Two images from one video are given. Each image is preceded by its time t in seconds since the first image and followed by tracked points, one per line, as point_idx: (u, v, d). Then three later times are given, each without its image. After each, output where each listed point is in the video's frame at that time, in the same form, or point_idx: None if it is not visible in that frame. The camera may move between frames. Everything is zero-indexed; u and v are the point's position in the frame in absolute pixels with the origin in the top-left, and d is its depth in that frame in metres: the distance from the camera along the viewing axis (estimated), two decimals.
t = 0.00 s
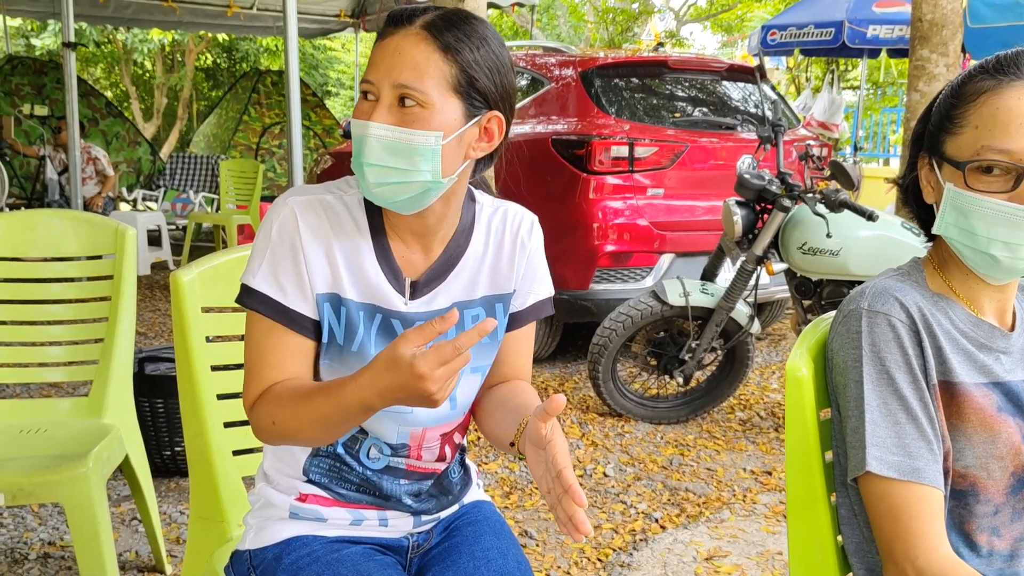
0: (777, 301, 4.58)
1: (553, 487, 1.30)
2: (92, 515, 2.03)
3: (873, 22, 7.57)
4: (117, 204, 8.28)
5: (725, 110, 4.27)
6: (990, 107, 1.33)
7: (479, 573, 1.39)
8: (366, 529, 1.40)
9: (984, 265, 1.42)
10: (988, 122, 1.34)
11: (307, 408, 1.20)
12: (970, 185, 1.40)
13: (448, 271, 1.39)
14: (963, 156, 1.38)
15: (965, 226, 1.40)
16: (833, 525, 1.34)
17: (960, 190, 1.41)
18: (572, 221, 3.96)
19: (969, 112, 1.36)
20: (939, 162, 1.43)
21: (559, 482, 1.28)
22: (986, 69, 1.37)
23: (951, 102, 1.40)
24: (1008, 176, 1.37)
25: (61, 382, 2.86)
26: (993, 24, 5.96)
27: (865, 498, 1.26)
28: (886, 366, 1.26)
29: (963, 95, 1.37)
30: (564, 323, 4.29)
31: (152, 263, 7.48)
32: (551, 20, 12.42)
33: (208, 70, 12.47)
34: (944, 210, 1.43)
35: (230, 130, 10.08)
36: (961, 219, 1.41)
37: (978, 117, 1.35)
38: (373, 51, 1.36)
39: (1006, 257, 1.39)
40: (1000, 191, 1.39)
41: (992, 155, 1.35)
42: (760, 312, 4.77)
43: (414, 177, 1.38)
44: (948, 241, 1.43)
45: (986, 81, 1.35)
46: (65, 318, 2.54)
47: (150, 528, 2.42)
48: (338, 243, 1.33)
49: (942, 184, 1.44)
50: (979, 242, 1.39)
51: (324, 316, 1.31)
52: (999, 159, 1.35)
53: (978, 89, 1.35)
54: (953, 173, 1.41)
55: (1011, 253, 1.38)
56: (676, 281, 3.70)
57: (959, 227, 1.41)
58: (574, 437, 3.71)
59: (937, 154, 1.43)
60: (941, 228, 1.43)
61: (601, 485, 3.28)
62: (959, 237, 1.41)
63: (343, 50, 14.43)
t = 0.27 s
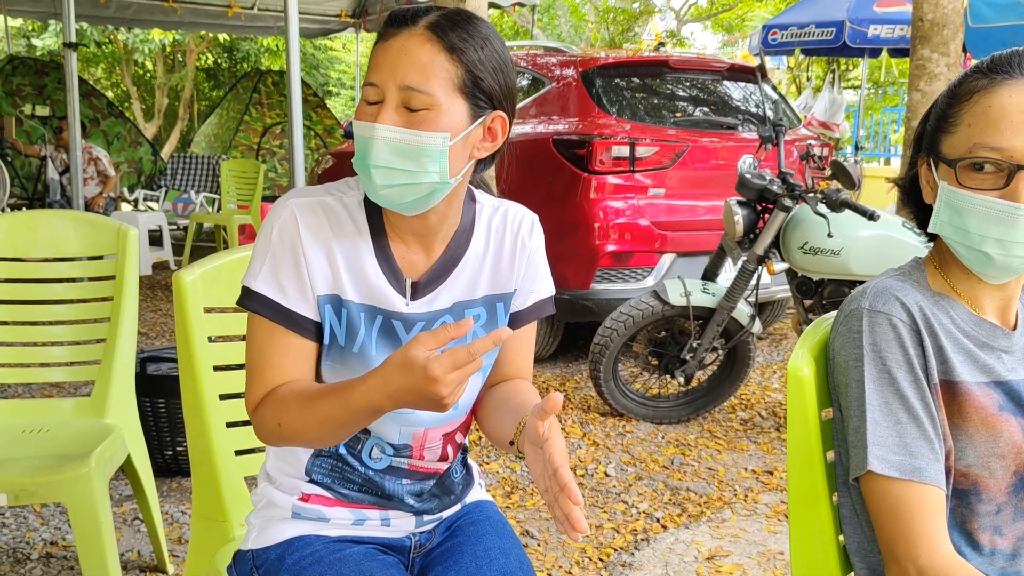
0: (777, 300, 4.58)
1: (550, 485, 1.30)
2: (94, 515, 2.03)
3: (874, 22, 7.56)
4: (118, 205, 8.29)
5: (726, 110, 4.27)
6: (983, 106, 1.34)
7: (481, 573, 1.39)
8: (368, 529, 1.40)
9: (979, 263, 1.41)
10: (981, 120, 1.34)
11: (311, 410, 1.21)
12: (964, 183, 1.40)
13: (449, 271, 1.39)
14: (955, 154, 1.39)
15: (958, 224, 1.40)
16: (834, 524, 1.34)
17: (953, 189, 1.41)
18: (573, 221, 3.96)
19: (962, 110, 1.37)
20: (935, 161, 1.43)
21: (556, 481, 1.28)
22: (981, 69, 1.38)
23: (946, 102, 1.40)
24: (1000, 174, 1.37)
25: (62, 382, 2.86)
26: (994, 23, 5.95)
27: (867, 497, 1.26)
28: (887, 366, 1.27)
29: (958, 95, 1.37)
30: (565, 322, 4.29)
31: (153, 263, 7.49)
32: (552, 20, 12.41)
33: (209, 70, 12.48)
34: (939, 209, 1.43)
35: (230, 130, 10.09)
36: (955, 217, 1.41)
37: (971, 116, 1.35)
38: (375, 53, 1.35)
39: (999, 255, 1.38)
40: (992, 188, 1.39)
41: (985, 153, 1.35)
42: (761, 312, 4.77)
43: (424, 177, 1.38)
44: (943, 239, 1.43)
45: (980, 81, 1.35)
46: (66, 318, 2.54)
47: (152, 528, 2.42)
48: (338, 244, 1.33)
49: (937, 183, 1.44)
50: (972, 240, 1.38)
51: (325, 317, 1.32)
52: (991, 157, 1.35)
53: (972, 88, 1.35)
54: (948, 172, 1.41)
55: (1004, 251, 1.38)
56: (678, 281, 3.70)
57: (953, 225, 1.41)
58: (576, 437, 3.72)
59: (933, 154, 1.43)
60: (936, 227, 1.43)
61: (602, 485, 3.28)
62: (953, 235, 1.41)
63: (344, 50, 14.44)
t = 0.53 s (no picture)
0: (778, 299, 4.58)
1: (548, 474, 1.30)
2: (94, 514, 2.03)
3: (876, 20, 7.55)
4: (119, 204, 8.29)
5: (727, 108, 4.26)
6: (985, 103, 1.33)
7: (482, 572, 1.38)
8: (370, 528, 1.40)
9: (982, 261, 1.41)
10: (983, 118, 1.33)
11: (319, 412, 1.21)
12: (968, 181, 1.39)
13: (448, 269, 1.39)
14: (958, 152, 1.38)
15: (961, 221, 1.40)
16: (837, 524, 1.34)
17: (956, 186, 1.41)
18: (574, 220, 3.95)
19: (965, 108, 1.36)
20: (938, 159, 1.43)
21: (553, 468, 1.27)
22: (983, 67, 1.37)
23: (949, 100, 1.39)
24: (1004, 171, 1.37)
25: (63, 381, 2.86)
26: (996, 22, 5.94)
27: (870, 496, 1.25)
28: (890, 364, 1.26)
29: (961, 94, 1.37)
30: (566, 321, 4.29)
31: (154, 263, 7.48)
32: (553, 19, 12.39)
33: (209, 69, 12.47)
34: (942, 206, 1.43)
35: (231, 129, 10.08)
36: (958, 214, 1.40)
37: (973, 113, 1.35)
38: (393, 52, 1.32)
39: (1002, 252, 1.38)
40: (995, 186, 1.38)
41: (988, 150, 1.35)
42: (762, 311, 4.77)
43: (458, 178, 1.41)
44: (946, 237, 1.42)
45: (982, 78, 1.35)
46: (66, 317, 2.53)
47: (152, 527, 2.42)
48: (337, 244, 1.33)
49: (940, 180, 1.44)
50: (975, 237, 1.38)
51: (323, 317, 1.31)
52: (994, 154, 1.35)
53: (974, 86, 1.35)
54: (952, 170, 1.41)
55: (1007, 248, 1.37)
56: (679, 279, 3.69)
57: (956, 223, 1.40)
58: (577, 436, 3.71)
59: (937, 152, 1.43)
60: (939, 224, 1.43)
61: (603, 484, 3.27)
62: (956, 233, 1.40)
63: (345, 50, 14.43)
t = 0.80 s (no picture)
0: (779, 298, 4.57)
1: (549, 475, 1.29)
2: (95, 512, 2.03)
3: (876, 19, 7.54)
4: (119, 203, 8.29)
5: (728, 107, 4.26)
6: (989, 99, 1.33)
7: (483, 569, 1.38)
8: (371, 526, 1.40)
9: (986, 257, 1.40)
10: (987, 114, 1.33)
11: (330, 413, 1.23)
12: (971, 177, 1.39)
13: (449, 267, 1.38)
14: (962, 148, 1.38)
15: (965, 218, 1.39)
16: (838, 522, 1.34)
17: (960, 183, 1.40)
18: (575, 219, 3.95)
19: (969, 105, 1.36)
20: (942, 156, 1.42)
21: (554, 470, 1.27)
22: (986, 63, 1.38)
23: (952, 97, 1.39)
24: (1008, 168, 1.37)
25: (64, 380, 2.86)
26: (997, 20, 5.93)
27: (872, 493, 1.25)
28: (891, 361, 1.26)
29: (966, 90, 1.37)
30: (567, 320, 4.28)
31: (154, 262, 7.48)
32: (553, 18, 12.37)
33: (210, 68, 12.47)
34: (945, 203, 1.42)
35: (231, 128, 10.08)
36: (962, 211, 1.40)
37: (978, 110, 1.35)
38: (426, 51, 1.30)
39: (1007, 249, 1.37)
40: (999, 182, 1.38)
41: (992, 146, 1.35)
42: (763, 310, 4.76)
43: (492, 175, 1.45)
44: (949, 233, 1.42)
45: (987, 74, 1.35)
46: (67, 316, 2.54)
47: (154, 525, 2.42)
48: (339, 244, 1.33)
49: (943, 177, 1.43)
50: (979, 233, 1.37)
51: (324, 318, 1.31)
52: (998, 150, 1.35)
53: (978, 82, 1.35)
54: (956, 167, 1.40)
55: (1012, 245, 1.37)
56: (680, 278, 3.69)
57: (961, 219, 1.39)
58: (577, 434, 3.71)
59: (941, 149, 1.42)
60: (943, 221, 1.41)
61: (604, 483, 3.27)
62: (960, 230, 1.40)
63: (345, 49, 14.41)
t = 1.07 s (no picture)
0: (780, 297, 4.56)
1: (552, 476, 1.28)
2: (95, 511, 2.03)
3: (877, 18, 7.53)
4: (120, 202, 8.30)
5: (729, 106, 4.25)
6: (988, 97, 1.33)
7: (482, 569, 1.38)
8: (369, 525, 1.40)
9: (986, 255, 1.40)
10: (987, 112, 1.33)
11: (319, 411, 1.22)
12: (971, 175, 1.39)
13: (447, 266, 1.38)
14: (962, 146, 1.38)
15: (965, 216, 1.39)
16: (837, 521, 1.33)
17: (959, 181, 1.40)
18: (575, 217, 3.95)
19: (968, 102, 1.36)
20: (941, 154, 1.42)
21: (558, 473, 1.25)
22: (985, 61, 1.37)
23: (951, 95, 1.39)
24: (1008, 166, 1.36)
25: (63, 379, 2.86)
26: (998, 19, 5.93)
27: (871, 492, 1.25)
28: (890, 360, 1.26)
29: (966, 88, 1.36)
30: (567, 319, 4.28)
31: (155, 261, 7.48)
32: (554, 17, 12.35)
33: (211, 67, 12.47)
34: (945, 201, 1.41)
35: (232, 127, 10.08)
36: (962, 209, 1.39)
37: (977, 107, 1.34)
38: (447, 50, 1.29)
39: (1006, 247, 1.37)
40: (998, 180, 1.38)
41: (992, 144, 1.34)
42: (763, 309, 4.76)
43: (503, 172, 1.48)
44: (949, 232, 1.42)
45: (986, 72, 1.34)
46: (68, 315, 2.54)
47: (153, 524, 2.42)
48: (336, 243, 1.33)
49: (942, 175, 1.43)
50: (978, 232, 1.37)
51: (321, 317, 1.31)
52: (998, 148, 1.34)
53: (977, 80, 1.34)
54: (956, 165, 1.40)
55: (1012, 243, 1.36)
56: (680, 277, 3.69)
57: (960, 217, 1.39)
58: (577, 434, 3.71)
59: (941, 147, 1.42)
60: (942, 219, 1.41)
61: (604, 482, 3.27)
62: (960, 228, 1.39)
63: (346, 48, 14.40)
